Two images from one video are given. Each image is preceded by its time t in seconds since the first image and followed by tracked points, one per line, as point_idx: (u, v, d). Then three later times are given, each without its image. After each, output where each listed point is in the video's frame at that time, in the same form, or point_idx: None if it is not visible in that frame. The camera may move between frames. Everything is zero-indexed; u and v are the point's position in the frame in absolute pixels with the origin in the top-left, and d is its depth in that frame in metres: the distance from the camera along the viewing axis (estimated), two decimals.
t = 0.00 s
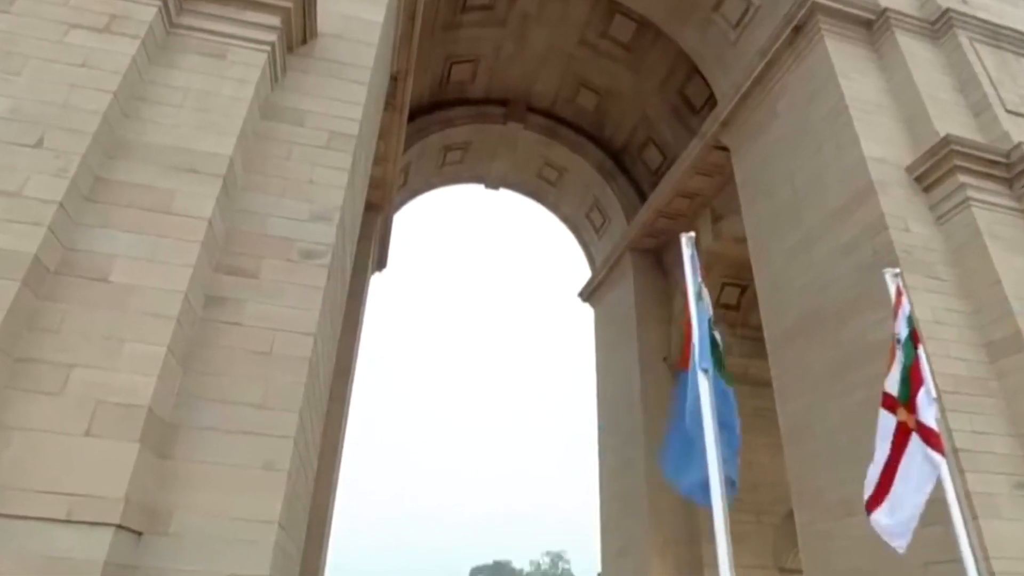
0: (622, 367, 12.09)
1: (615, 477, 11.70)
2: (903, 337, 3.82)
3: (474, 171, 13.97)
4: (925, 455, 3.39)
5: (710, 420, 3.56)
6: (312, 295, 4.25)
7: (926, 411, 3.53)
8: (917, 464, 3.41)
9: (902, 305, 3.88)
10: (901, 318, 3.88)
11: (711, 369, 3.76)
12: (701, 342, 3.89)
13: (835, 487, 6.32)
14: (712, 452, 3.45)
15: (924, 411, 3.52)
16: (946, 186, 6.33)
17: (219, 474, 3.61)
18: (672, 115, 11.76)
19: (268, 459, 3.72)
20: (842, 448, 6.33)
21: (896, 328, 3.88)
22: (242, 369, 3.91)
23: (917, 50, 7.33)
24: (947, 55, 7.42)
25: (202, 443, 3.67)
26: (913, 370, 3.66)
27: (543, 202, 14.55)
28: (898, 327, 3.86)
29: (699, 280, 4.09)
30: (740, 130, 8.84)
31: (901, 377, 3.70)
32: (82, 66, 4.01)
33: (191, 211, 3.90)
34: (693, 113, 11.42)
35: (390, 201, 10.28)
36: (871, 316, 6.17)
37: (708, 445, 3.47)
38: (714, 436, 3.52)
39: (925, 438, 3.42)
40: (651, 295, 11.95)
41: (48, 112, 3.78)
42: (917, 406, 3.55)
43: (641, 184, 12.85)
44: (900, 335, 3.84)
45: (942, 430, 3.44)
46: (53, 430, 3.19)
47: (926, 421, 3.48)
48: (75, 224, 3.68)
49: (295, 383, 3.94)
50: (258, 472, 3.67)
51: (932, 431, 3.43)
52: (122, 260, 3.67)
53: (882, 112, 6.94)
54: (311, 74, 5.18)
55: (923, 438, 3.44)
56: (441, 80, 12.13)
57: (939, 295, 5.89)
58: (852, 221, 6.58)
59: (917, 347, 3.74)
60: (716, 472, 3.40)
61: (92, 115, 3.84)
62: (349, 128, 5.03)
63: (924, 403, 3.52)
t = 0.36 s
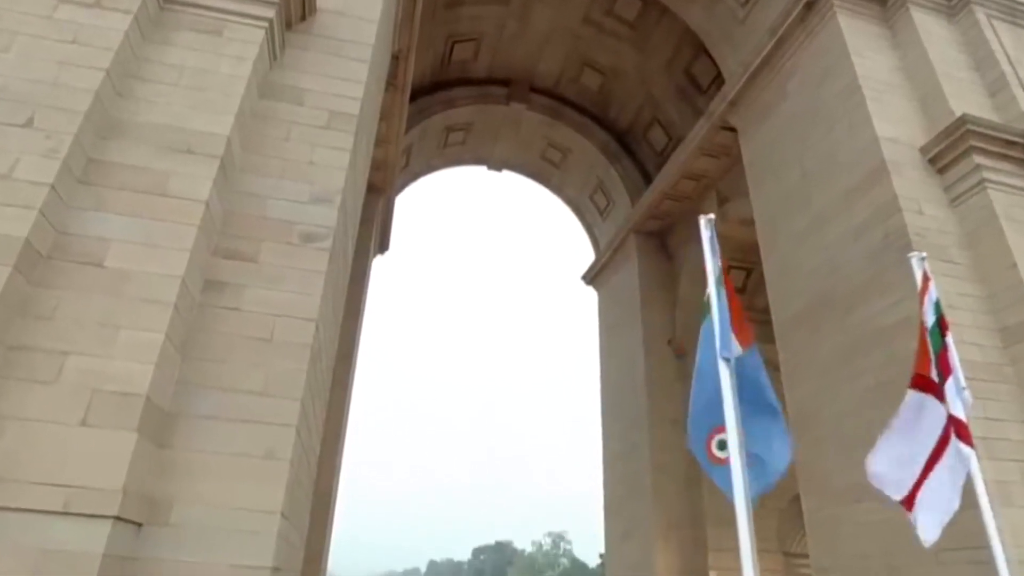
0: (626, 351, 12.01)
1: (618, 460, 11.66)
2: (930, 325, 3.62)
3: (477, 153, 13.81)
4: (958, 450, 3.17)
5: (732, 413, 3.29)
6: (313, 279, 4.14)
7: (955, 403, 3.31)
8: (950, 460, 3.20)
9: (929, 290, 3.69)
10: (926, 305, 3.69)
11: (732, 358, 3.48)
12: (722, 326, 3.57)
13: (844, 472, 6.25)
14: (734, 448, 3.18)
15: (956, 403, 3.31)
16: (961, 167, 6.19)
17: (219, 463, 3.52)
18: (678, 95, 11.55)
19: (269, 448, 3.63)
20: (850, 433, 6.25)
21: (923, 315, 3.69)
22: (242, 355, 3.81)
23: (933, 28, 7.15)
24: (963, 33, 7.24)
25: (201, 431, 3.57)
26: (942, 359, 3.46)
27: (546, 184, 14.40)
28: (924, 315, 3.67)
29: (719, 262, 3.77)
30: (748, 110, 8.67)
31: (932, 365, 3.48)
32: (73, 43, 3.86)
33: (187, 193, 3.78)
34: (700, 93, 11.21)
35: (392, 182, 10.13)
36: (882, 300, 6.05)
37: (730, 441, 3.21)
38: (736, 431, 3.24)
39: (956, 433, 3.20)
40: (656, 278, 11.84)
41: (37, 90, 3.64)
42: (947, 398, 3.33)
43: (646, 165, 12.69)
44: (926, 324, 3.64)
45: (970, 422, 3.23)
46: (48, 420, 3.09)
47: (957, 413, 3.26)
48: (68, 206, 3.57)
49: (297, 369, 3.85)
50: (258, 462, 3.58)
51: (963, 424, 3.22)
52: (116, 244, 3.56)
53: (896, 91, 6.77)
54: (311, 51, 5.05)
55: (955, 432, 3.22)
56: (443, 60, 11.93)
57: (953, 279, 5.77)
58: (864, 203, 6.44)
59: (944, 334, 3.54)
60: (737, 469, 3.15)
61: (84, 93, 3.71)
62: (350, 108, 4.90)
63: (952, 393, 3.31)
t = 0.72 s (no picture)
0: (630, 334, 11.92)
1: (623, 444, 11.62)
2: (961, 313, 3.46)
3: (480, 134, 13.64)
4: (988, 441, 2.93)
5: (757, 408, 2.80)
6: (315, 263, 4.04)
7: (986, 393, 3.09)
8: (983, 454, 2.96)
9: (960, 275, 3.48)
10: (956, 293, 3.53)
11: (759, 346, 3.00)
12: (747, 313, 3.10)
13: (854, 459, 6.16)
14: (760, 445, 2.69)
15: (986, 393, 3.09)
16: (978, 148, 6.04)
17: (219, 452, 3.42)
18: (684, 75, 11.32)
19: (272, 437, 3.55)
20: (860, 419, 6.17)
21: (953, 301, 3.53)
22: (244, 341, 3.71)
23: (950, 4, 6.97)
24: (980, 10, 7.05)
25: (201, 419, 3.48)
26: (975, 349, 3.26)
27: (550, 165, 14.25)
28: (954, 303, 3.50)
29: (741, 244, 3.33)
30: (757, 89, 8.50)
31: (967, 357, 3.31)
32: (65, 18, 3.72)
33: (185, 175, 3.67)
34: (707, 74, 10.92)
35: (395, 164, 9.98)
36: (895, 284, 5.93)
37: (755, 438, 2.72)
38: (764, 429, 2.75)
39: (986, 422, 2.97)
40: (661, 261, 11.71)
41: (28, 67, 3.51)
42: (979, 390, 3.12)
43: (651, 147, 12.52)
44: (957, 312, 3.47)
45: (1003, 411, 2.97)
46: (44, 409, 3.00)
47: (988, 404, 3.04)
48: (61, 189, 3.45)
49: (299, 357, 3.76)
50: (261, 451, 3.50)
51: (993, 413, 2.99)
52: (112, 228, 3.45)
53: (910, 70, 6.61)
54: (311, 28, 4.92)
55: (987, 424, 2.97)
56: (445, 39, 11.72)
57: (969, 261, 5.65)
58: (877, 184, 6.30)
59: (975, 321, 3.35)
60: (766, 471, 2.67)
61: (77, 71, 3.58)
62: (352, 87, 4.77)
63: (982, 383, 3.12)
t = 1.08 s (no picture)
0: (636, 317, 11.82)
1: (628, 427, 11.57)
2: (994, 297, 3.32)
3: (483, 114, 13.46)
4: None
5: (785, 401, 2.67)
6: (318, 247, 3.93)
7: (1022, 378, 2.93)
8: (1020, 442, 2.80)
9: (994, 261, 3.42)
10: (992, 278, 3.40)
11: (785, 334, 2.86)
12: (774, 300, 2.97)
13: (865, 444, 6.07)
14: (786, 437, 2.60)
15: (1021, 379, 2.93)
16: (996, 127, 5.88)
17: (221, 441, 3.34)
18: (692, 54, 11.10)
19: (275, 425, 3.46)
20: (871, 404, 6.08)
21: (986, 288, 3.41)
22: (245, 327, 3.62)
23: None
24: None
25: (202, 408, 3.39)
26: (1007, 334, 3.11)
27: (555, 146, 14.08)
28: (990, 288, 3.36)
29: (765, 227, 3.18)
30: (767, 68, 8.32)
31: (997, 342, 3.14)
32: None
33: (184, 157, 3.55)
34: (714, 52, 10.72)
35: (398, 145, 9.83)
36: (909, 268, 5.80)
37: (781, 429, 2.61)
38: (791, 421, 2.64)
39: None
40: (668, 243, 11.57)
41: (19, 45, 3.39)
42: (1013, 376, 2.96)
43: (657, 127, 12.33)
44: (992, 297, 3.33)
45: None
46: (41, 398, 2.91)
47: None
48: (56, 171, 3.34)
49: (302, 343, 3.66)
50: (264, 439, 3.42)
51: None
52: (109, 211, 3.34)
53: (926, 47, 6.44)
54: (311, 4, 4.78)
55: None
56: (448, 17, 11.51)
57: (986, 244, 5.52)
58: (891, 165, 6.16)
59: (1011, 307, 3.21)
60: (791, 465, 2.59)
61: (69, 49, 3.46)
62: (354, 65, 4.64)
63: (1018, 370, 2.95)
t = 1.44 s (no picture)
0: (642, 300, 11.71)
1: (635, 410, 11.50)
2: None
3: (487, 95, 13.27)
4: None
5: (815, 382, 2.59)
6: (321, 229, 3.82)
7: None
8: None
9: None
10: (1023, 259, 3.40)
11: (816, 322, 2.80)
12: (804, 285, 2.87)
13: (878, 429, 5.98)
14: (816, 415, 2.49)
15: None
16: (1018, 105, 5.72)
17: (223, 429, 3.26)
18: (700, 32, 10.85)
19: (279, 413, 3.38)
20: (883, 389, 5.98)
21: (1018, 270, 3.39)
22: (248, 312, 3.52)
23: None
24: None
25: (204, 395, 3.31)
26: None
27: (560, 127, 13.90)
28: None
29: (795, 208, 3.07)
30: (779, 45, 8.13)
31: None
32: None
33: (182, 137, 3.44)
34: (724, 30, 10.47)
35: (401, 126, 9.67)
36: (925, 250, 5.68)
37: (810, 408, 2.52)
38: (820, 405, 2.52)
39: None
40: (675, 225, 11.43)
41: (9, 21, 3.26)
42: None
43: (664, 107, 12.13)
44: None
45: None
46: (37, 386, 2.82)
47: None
48: (50, 152, 3.23)
49: (305, 328, 3.57)
50: (268, 427, 3.33)
51: None
52: (106, 193, 3.24)
53: (945, 22, 6.26)
54: None
55: None
56: None
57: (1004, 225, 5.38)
58: (907, 144, 6.01)
59: None
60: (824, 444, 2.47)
61: (61, 25, 3.34)
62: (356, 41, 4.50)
63: None
